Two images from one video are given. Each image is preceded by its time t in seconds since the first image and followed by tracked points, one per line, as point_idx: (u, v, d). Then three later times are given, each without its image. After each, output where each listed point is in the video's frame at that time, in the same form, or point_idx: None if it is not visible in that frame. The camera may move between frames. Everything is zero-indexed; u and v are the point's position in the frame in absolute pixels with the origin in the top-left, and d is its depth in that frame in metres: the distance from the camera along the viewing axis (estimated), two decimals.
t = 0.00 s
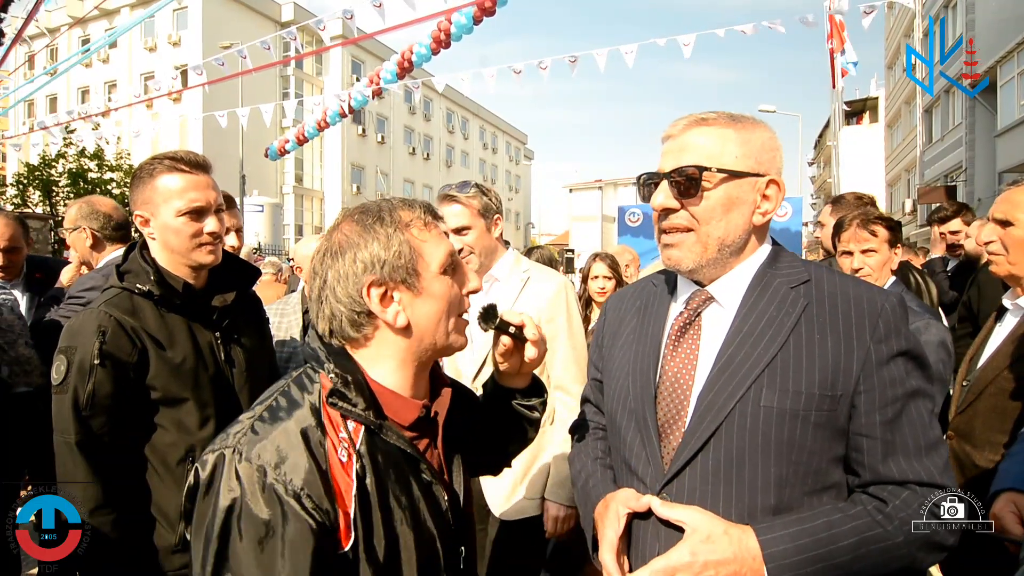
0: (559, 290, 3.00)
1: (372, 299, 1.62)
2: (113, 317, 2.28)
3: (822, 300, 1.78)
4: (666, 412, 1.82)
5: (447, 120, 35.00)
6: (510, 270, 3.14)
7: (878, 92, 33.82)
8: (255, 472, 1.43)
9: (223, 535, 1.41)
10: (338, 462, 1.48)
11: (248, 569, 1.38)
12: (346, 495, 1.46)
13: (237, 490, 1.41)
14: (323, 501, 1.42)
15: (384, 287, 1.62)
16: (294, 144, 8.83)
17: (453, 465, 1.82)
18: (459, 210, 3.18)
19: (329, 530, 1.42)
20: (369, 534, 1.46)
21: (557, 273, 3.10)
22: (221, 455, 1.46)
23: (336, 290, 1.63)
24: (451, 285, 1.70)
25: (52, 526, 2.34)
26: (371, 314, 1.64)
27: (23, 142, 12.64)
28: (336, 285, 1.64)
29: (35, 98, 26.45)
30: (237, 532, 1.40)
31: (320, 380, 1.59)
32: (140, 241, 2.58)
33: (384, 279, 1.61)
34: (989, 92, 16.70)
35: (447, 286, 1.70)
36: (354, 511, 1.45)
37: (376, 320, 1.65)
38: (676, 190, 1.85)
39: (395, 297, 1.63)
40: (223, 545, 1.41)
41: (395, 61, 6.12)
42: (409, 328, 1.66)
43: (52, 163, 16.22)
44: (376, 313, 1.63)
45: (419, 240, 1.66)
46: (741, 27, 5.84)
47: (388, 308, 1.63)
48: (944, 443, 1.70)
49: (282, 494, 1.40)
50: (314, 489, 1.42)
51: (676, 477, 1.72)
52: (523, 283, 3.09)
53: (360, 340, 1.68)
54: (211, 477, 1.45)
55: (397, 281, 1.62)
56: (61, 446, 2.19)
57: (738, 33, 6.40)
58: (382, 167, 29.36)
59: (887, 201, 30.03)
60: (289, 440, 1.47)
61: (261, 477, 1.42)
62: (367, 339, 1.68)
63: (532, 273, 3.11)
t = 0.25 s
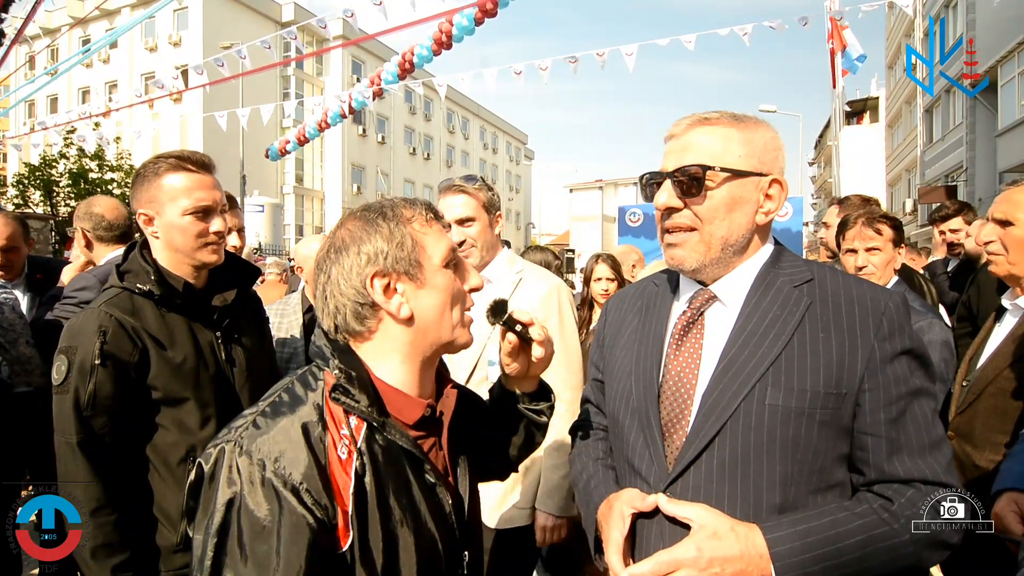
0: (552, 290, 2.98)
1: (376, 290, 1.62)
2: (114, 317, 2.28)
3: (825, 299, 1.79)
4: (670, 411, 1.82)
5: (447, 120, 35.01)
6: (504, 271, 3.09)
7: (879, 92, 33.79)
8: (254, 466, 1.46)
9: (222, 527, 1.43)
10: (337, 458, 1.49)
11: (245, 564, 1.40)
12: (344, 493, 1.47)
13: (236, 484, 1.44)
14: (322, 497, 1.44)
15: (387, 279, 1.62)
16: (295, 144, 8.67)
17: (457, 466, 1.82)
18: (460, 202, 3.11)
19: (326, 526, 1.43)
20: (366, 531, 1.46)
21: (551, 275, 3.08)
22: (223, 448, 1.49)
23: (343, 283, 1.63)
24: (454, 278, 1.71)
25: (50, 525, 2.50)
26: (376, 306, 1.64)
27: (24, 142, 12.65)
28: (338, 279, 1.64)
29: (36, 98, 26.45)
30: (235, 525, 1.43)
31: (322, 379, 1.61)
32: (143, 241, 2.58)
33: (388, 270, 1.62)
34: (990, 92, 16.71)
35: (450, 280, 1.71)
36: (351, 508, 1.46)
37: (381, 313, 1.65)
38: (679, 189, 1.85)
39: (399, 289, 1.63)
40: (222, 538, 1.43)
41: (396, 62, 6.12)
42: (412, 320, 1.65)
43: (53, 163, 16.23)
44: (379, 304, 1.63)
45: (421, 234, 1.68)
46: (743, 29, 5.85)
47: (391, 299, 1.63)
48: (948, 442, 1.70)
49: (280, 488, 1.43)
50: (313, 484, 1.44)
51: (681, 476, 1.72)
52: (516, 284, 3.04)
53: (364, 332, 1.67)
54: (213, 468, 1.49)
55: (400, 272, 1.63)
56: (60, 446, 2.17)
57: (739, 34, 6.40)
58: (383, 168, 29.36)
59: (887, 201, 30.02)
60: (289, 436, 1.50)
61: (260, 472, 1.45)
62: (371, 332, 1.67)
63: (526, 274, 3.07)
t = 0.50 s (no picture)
0: (545, 290, 2.96)
1: (391, 294, 1.61)
2: (117, 318, 2.27)
3: (829, 299, 1.78)
4: (674, 412, 1.82)
5: (448, 120, 35.01)
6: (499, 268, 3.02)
7: (880, 91, 33.75)
8: (274, 462, 1.43)
9: (241, 527, 1.39)
10: (355, 454, 1.47)
11: (267, 565, 1.36)
12: (362, 488, 1.45)
13: (255, 480, 1.41)
14: (343, 491, 1.43)
15: (403, 284, 1.62)
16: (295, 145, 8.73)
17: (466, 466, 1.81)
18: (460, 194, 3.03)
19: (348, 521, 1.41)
20: (382, 528, 1.45)
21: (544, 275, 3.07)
22: (241, 446, 1.46)
23: (356, 284, 1.63)
24: (467, 285, 1.71)
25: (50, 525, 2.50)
26: (389, 310, 1.64)
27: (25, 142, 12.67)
28: (353, 279, 1.64)
29: (36, 98, 26.43)
30: (254, 523, 1.39)
31: (336, 377, 1.60)
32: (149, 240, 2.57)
33: (405, 275, 1.61)
34: (990, 91, 16.72)
35: (464, 286, 1.70)
36: (369, 504, 1.44)
37: (394, 315, 1.65)
38: (681, 189, 1.85)
39: (413, 294, 1.63)
40: (245, 538, 1.40)
41: (396, 62, 6.12)
42: (425, 327, 1.65)
43: (53, 163, 16.21)
44: (393, 308, 1.62)
45: (438, 239, 1.67)
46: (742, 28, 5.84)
47: (406, 304, 1.63)
48: (953, 442, 1.70)
49: (301, 481, 1.40)
50: (333, 478, 1.43)
51: (685, 478, 1.71)
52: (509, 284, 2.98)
53: (376, 334, 1.67)
54: (231, 472, 1.44)
55: (416, 276, 1.62)
56: (65, 447, 2.17)
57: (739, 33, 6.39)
58: (383, 167, 29.35)
59: (888, 201, 30.02)
60: (309, 430, 1.47)
61: (280, 467, 1.42)
62: (383, 335, 1.67)
63: (520, 273, 3.04)
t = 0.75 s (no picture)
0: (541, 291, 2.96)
1: (403, 300, 1.60)
2: (121, 317, 2.27)
3: (833, 298, 1.78)
4: (676, 410, 1.81)
5: (448, 120, 35.01)
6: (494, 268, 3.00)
7: (880, 91, 33.75)
8: (284, 473, 1.42)
9: (254, 538, 1.39)
10: (366, 464, 1.48)
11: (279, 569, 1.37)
12: (373, 498, 1.46)
13: (266, 491, 1.40)
14: (353, 501, 1.43)
15: (415, 289, 1.60)
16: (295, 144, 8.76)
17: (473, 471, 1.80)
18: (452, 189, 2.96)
19: (359, 532, 1.41)
20: (393, 538, 1.45)
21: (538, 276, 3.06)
22: (251, 456, 1.45)
23: (367, 288, 1.62)
24: (480, 289, 1.70)
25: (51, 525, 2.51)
26: (401, 315, 1.63)
27: (26, 141, 12.68)
28: (366, 278, 1.62)
29: (36, 98, 26.43)
30: (267, 534, 1.39)
31: (344, 382, 1.59)
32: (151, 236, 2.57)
33: (417, 280, 1.60)
34: (991, 91, 16.72)
35: (477, 290, 1.69)
36: (380, 514, 1.44)
37: (406, 321, 1.64)
38: (685, 188, 1.84)
39: (425, 300, 1.62)
40: (256, 550, 1.40)
41: (395, 61, 6.11)
42: (438, 332, 1.65)
43: (54, 163, 16.20)
44: (405, 314, 1.61)
45: (452, 242, 1.66)
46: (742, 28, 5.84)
47: (418, 310, 1.61)
48: (957, 443, 1.69)
49: (312, 493, 1.39)
50: (343, 489, 1.42)
51: (687, 477, 1.71)
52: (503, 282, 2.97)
53: (387, 339, 1.66)
54: (242, 482, 1.44)
55: (429, 282, 1.61)
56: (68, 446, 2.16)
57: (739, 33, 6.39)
58: (383, 167, 29.35)
59: (888, 201, 30.00)
60: (319, 441, 1.46)
61: (290, 478, 1.41)
62: (394, 340, 1.66)
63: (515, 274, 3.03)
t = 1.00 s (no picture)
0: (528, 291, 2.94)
1: (410, 303, 1.60)
2: (117, 317, 2.26)
3: (836, 298, 1.77)
4: (678, 410, 1.81)
5: (448, 120, 35.03)
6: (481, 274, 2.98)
7: (880, 91, 33.76)
8: (292, 478, 1.40)
9: (261, 544, 1.38)
10: (376, 468, 1.46)
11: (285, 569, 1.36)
12: (383, 502, 1.44)
13: (273, 497, 1.39)
14: (362, 507, 1.41)
15: (422, 292, 1.60)
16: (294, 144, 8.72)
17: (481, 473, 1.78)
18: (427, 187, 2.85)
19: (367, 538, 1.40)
20: (403, 544, 1.44)
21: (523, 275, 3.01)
22: (258, 461, 1.44)
23: (373, 290, 1.61)
24: (486, 289, 1.69)
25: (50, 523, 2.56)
26: (408, 318, 1.62)
27: (27, 141, 12.70)
28: (370, 282, 1.62)
29: (36, 98, 26.44)
30: (275, 540, 1.38)
31: (351, 385, 1.57)
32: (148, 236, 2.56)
33: (424, 283, 1.59)
34: (991, 91, 16.75)
35: (484, 290, 1.69)
36: (390, 520, 1.44)
37: (413, 325, 1.64)
38: (688, 186, 1.84)
39: (433, 302, 1.62)
40: (263, 557, 1.39)
41: (395, 60, 6.11)
42: (445, 334, 1.65)
43: (54, 163, 16.21)
44: (413, 317, 1.61)
45: (458, 242, 1.65)
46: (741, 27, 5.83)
47: (425, 312, 1.61)
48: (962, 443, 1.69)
49: (320, 499, 1.38)
50: (352, 495, 1.41)
51: (689, 477, 1.70)
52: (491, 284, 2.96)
53: (394, 344, 1.66)
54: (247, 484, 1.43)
55: (436, 285, 1.61)
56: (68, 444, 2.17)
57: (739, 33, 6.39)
58: (383, 167, 29.35)
59: (889, 201, 30.01)
60: (329, 447, 1.44)
61: (299, 483, 1.40)
62: (401, 343, 1.66)
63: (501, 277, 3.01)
